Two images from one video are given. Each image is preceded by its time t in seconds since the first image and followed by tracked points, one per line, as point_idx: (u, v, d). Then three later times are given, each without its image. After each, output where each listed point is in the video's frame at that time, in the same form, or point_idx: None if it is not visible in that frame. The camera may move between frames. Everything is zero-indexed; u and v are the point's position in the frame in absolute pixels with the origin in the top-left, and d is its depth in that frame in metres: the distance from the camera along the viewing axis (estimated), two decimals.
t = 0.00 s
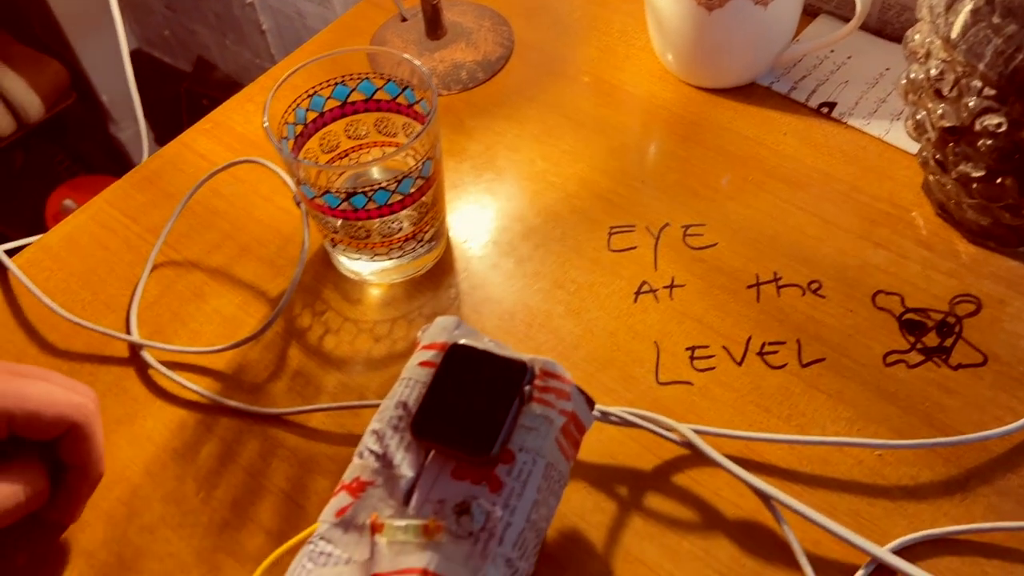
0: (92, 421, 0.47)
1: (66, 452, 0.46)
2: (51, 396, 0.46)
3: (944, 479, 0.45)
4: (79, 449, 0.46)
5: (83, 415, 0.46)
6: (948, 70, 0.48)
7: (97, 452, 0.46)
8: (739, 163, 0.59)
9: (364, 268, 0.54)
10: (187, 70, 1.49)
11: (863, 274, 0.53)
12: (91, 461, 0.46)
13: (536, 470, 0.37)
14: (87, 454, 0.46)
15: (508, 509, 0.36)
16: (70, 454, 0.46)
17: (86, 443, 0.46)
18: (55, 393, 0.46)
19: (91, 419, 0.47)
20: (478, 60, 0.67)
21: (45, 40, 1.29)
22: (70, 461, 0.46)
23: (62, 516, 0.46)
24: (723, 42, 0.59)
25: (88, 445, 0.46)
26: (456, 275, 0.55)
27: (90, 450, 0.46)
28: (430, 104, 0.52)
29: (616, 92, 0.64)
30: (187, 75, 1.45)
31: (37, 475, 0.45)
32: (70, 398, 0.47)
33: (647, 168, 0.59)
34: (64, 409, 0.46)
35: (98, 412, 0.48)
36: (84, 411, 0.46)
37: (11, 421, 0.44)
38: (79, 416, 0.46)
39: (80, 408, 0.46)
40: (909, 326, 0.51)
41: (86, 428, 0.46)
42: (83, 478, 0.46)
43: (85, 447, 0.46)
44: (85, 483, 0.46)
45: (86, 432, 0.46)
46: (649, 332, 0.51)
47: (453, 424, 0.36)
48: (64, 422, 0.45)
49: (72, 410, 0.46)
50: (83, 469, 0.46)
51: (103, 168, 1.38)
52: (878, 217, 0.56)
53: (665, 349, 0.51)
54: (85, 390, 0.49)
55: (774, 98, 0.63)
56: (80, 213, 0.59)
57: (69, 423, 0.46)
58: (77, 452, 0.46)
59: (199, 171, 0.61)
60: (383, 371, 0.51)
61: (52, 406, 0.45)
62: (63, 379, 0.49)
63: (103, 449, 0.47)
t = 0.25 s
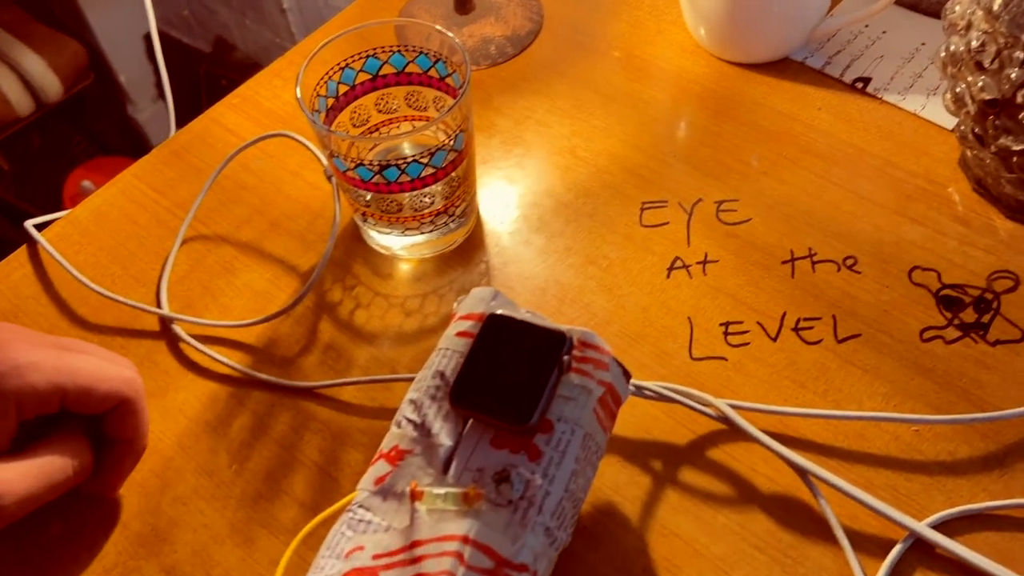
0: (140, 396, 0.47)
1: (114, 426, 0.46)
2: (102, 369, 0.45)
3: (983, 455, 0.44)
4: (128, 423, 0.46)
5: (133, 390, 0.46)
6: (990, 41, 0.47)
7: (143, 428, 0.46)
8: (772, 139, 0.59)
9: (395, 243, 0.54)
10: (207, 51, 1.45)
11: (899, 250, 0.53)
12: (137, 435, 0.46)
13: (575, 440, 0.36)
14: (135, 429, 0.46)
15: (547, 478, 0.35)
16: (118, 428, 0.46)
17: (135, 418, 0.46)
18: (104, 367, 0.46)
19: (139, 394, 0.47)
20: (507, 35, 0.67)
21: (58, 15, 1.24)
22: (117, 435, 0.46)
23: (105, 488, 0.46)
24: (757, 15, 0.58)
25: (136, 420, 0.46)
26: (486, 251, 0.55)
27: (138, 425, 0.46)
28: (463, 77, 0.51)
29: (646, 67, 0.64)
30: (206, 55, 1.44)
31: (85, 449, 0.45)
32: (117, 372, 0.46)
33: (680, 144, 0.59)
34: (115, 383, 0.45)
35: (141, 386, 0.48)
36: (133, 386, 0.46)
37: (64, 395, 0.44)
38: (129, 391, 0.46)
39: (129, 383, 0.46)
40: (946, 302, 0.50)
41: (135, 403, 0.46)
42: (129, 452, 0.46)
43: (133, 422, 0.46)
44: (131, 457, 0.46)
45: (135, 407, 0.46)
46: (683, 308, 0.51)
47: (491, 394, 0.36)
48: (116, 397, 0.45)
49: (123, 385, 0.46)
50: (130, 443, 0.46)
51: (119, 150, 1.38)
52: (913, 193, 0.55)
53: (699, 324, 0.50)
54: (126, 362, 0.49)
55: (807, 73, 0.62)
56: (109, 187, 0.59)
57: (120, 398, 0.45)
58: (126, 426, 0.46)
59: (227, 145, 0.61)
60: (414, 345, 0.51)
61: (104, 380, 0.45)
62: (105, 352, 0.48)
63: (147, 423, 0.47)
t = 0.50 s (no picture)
0: (173, 373, 0.46)
1: (147, 403, 0.45)
2: (136, 346, 0.45)
3: (1021, 434, 0.44)
4: (162, 400, 0.45)
5: (167, 367, 0.46)
6: None
7: (176, 406, 0.46)
8: (801, 118, 0.58)
9: (422, 221, 0.54)
10: (226, 40, 1.39)
11: (933, 229, 0.52)
12: (170, 414, 0.46)
13: (611, 414, 0.36)
14: (168, 406, 0.46)
15: (584, 452, 0.35)
16: (151, 405, 0.45)
17: (169, 395, 0.45)
18: (138, 343, 0.45)
19: (172, 371, 0.46)
20: (533, 13, 0.67)
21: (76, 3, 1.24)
22: (150, 412, 0.45)
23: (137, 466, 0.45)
24: None
25: (170, 397, 0.46)
26: (513, 229, 0.54)
27: (171, 402, 0.46)
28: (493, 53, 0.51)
29: (673, 46, 0.63)
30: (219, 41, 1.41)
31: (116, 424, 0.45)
32: (150, 349, 0.46)
33: (709, 123, 0.58)
34: (150, 360, 0.45)
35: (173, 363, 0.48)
36: (167, 363, 0.46)
37: (99, 371, 0.43)
38: (163, 367, 0.45)
39: (163, 359, 0.46)
40: (982, 281, 0.49)
41: (169, 380, 0.45)
42: (162, 429, 0.45)
43: (167, 399, 0.45)
44: (164, 435, 0.46)
45: (168, 384, 0.45)
46: (713, 286, 0.50)
47: (526, 368, 0.36)
48: (150, 374, 0.45)
49: (157, 362, 0.45)
50: (163, 421, 0.46)
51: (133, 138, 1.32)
52: (947, 171, 0.54)
53: (730, 303, 0.50)
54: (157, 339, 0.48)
55: (837, 51, 0.61)
56: (133, 166, 0.59)
57: (154, 375, 0.45)
58: (159, 403, 0.45)
59: (252, 124, 0.60)
60: (442, 323, 0.51)
61: (139, 357, 0.44)
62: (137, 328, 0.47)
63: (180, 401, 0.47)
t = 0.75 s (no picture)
0: (199, 357, 0.45)
1: (172, 386, 0.44)
2: (164, 327, 0.44)
3: None
4: (187, 384, 0.44)
5: (194, 350, 0.45)
6: None
7: (201, 391, 0.45)
8: (835, 95, 0.57)
9: (452, 197, 0.53)
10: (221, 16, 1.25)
11: (971, 206, 0.51)
12: (195, 398, 0.45)
13: (654, 386, 0.35)
14: (193, 391, 0.45)
15: (627, 424, 0.34)
16: (175, 388, 0.44)
17: (195, 380, 0.45)
18: (166, 325, 0.45)
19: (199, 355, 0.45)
20: None
21: None
22: (175, 395, 0.45)
23: (162, 450, 0.45)
24: None
25: (194, 382, 0.45)
26: (542, 206, 0.53)
27: (196, 387, 0.45)
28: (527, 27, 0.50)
29: (703, 23, 0.62)
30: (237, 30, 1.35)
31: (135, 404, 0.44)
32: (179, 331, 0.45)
33: (741, 100, 0.58)
34: (177, 342, 0.44)
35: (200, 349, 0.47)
36: (194, 346, 0.45)
37: (127, 349, 0.43)
38: (190, 351, 0.45)
39: (190, 343, 0.45)
40: (1021, 258, 0.48)
41: (194, 364, 0.45)
42: (187, 414, 0.45)
43: (192, 383, 0.45)
44: (189, 420, 0.45)
45: (194, 369, 0.45)
46: (748, 264, 0.50)
47: (568, 338, 0.35)
48: (177, 357, 0.44)
49: (185, 345, 0.44)
50: (187, 405, 0.45)
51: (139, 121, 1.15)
52: (984, 148, 0.53)
53: (765, 280, 0.49)
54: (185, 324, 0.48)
55: (870, 28, 0.60)
56: (159, 142, 0.58)
57: (181, 357, 0.44)
58: (184, 387, 0.44)
59: (278, 101, 0.60)
60: (472, 299, 0.50)
61: (167, 338, 0.44)
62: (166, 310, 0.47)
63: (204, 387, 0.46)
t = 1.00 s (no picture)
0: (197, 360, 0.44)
1: (170, 390, 0.43)
2: (162, 328, 0.43)
3: None
4: (185, 389, 0.43)
5: (192, 353, 0.44)
6: None
7: (199, 395, 0.44)
8: (861, 76, 0.56)
9: (474, 178, 0.52)
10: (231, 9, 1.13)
11: (1001, 187, 0.50)
12: (193, 402, 0.44)
13: (690, 365, 0.35)
14: (192, 395, 0.44)
15: (664, 402, 0.34)
16: (174, 393, 0.43)
17: (193, 384, 0.44)
18: (164, 327, 0.43)
19: (196, 358, 0.44)
20: None
21: None
22: (173, 400, 0.44)
23: (160, 455, 0.44)
24: None
25: (192, 386, 0.44)
26: (566, 188, 0.53)
27: (194, 391, 0.44)
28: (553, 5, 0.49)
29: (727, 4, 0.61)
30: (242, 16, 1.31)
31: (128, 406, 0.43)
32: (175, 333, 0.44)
33: (766, 82, 0.57)
34: (176, 345, 0.43)
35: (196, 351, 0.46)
36: (192, 349, 0.44)
37: (126, 350, 0.41)
38: (188, 354, 0.44)
39: (188, 345, 0.44)
40: None
41: (193, 368, 0.44)
42: (187, 420, 0.44)
43: (190, 388, 0.44)
44: (189, 425, 0.44)
45: (192, 372, 0.44)
46: (776, 245, 0.49)
47: (604, 314, 0.34)
48: (175, 360, 0.43)
49: (183, 348, 0.43)
50: (186, 410, 0.44)
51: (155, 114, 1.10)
52: (1013, 129, 0.53)
53: (794, 262, 0.48)
54: (184, 320, 0.47)
55: (896, 9, 0.60)
56: (177, 122, 0.58)
57: (179, 361, 0.43)
58: (182, 391, 0.43)
59: (296, 81, 0.59)
60: (495, 281, 0.49)
61: (165, 340, 0.43)
62: (162, 308, 0.46)
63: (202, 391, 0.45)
